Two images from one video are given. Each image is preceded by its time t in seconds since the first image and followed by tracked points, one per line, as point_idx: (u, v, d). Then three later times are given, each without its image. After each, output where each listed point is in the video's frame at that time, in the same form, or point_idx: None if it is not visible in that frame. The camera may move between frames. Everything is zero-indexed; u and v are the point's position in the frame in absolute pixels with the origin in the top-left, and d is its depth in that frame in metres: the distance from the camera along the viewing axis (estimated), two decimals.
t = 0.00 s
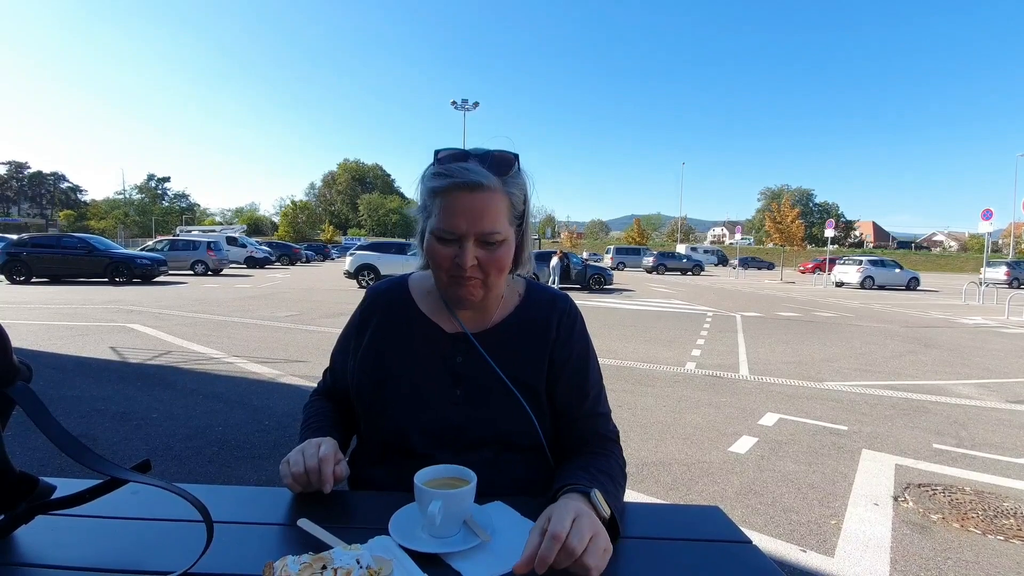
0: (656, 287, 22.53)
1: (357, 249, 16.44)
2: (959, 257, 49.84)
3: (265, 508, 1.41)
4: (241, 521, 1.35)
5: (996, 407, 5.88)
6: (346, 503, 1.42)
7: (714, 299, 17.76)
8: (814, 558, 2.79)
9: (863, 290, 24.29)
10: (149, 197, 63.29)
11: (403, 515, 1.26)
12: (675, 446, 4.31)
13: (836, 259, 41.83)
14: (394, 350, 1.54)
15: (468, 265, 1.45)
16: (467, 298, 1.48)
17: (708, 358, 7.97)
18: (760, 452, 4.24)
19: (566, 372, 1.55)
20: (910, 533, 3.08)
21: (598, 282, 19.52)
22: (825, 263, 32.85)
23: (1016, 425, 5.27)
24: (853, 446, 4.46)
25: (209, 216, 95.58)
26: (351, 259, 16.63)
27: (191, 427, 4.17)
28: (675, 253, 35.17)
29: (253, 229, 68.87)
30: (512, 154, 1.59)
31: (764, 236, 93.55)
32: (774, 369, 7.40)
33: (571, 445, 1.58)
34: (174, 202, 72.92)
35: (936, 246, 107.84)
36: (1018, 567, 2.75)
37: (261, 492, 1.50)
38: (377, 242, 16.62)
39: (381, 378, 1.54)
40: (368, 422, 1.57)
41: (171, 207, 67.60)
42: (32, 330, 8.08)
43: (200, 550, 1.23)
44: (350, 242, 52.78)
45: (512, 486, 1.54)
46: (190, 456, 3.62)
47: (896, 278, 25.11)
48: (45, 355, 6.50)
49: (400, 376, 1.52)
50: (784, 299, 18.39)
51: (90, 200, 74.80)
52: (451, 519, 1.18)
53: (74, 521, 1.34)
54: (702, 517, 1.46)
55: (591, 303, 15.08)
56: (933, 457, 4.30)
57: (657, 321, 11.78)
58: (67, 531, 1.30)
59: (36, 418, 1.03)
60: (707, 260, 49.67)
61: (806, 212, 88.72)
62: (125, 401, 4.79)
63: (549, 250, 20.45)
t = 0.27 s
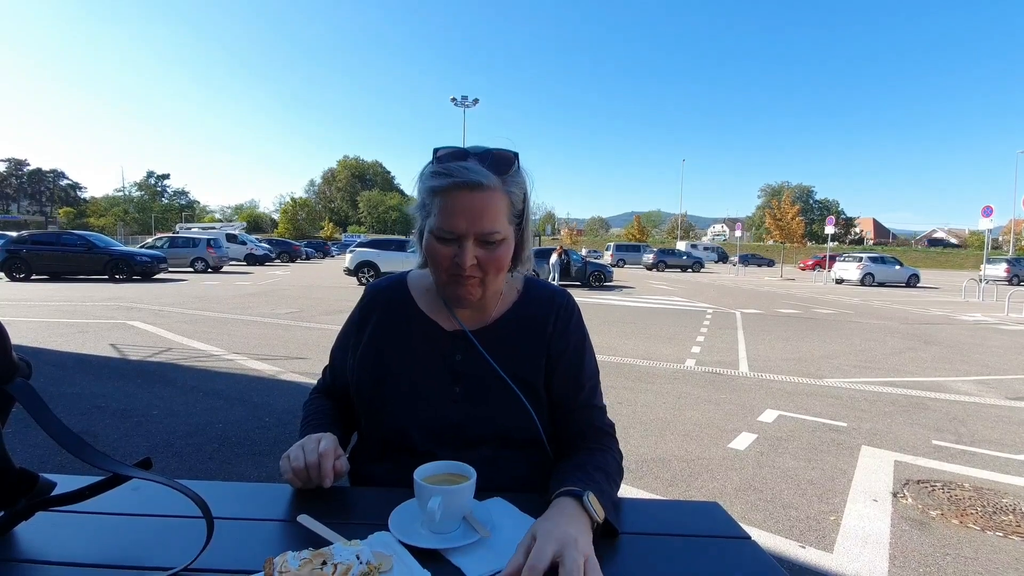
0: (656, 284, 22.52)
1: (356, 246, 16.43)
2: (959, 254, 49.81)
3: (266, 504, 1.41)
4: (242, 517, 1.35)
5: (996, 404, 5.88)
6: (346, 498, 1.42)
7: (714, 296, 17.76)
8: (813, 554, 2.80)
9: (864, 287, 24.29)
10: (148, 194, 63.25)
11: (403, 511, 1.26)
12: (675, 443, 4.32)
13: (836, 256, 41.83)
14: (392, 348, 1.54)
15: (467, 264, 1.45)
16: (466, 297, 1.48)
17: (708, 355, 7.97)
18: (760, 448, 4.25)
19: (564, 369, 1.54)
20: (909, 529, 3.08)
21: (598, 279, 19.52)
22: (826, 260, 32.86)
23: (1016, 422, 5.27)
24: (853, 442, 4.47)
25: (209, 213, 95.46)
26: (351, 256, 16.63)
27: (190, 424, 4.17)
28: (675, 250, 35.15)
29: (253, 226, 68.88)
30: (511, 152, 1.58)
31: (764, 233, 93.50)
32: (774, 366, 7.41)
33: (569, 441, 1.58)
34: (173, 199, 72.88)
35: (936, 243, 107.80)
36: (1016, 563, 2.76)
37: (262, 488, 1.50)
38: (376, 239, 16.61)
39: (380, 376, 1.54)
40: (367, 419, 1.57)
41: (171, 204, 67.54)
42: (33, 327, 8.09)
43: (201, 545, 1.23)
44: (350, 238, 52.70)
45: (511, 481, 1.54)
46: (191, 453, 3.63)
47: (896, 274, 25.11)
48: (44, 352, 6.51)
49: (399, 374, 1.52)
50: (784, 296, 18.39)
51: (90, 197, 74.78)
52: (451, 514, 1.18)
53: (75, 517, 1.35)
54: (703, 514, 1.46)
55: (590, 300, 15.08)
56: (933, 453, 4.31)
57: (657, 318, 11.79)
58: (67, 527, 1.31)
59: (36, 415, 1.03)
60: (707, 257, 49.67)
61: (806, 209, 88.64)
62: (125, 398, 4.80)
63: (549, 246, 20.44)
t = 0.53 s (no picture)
0: (657, 281, 22.51)
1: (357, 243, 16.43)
2: (961, 250, 49.75)
3: (268, 501, 1.42)
4: (244, 514, 1.36)
5: (997, 401, 5.88)
6: (346, 496, 1.43)
7: (715, 293, 17.75)
8: (813, 550, 2.81)
9: (865, 284, 24.28)
10: (149, 192, 63.27)
11: (404, 507, 1.27)
12: (675, 440, 4.33)
13: (836, 253, 41.79)
14: (389, 347, 1.54)
15: (460, 263, 1.45)
16: (460, 295, 1.49)
17: (709, 352, 7.98)
18: (760, 445, 4.26)
19: (560, 367, 1.55)
20: (909, 525, 3.09)
21: (599, 276, 19.51)
22: (827, 257, 32.82)
23: (1017, 418, 5.27)
24: (853, 439, 4.47)
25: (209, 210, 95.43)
26: (352, 253, 16.63)
27: (192, 421, 4.18)
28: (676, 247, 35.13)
29: (253, 223, 68.90)
30: (504, 149, 1.57)
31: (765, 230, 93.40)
32: (775, 363, 7.41)
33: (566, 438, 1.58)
34: (174, 197, 72.90)
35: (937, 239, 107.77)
36: (1016, 559, 2.76)
37: (263, 486, 1.51)
38: (377, 237, 16.61)
39: (377, 375, 1.54)
40: (365, 418, 1.58)
41: (172, 201, 67.53)
42: (34, 325, 8.11)
43: (203, 542, 1.24)
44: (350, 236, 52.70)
45: (508, 479, 1.54)
46: (193, 450, 3.64)
47: (898, 271, 25.09)
48: (46, 349, 6.52)
49: (396, 374, 1.52)
50: (785, 293, 18.38)
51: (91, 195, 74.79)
52: (452, 510, 1.19)
53: (78, 515, 1.35)
54: (704, 511, 1.46)
55: (591, 297, 15.08)
56: (934, 450, 4.31)
57: (658, 315, 11.79)
58: (71, 524, 1.31)
59: (39, 412, 1.04)
60: (708, 254, 49.66)
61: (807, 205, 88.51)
62: (127, 395, 4.81)
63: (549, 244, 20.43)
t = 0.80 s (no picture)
0: (657, 278, 22.50)
1: (357, 241, 16.42)
2: (963, 248, 49.93)
3: (269, 498, 1.42)
4: (245, 510, 1.36)
5: (998, 397, 5.88)
6: (347, 493, 1.42)
7: (715, 290, 17.75)
8: (814, 546, 2.81)
9: (866, 281, 24.26)
10: (149, 190, 63.27)
11: (405, 504, 1.27)
12: (676, 437, 4.33)
13: (838, 250, 41.73)
14: (387, 345, 1.54)
15: (457, 259, 1.45)
16: (457, 291, 1.48)
17: (709, 349, 7.98)
18: (761, 442, 4.26)
19: (558, 363, 1.54)
20: (910, 521, 3.09)
21: (600, 273, 19.51)
22: (828, 254, 32.79)
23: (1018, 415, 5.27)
24: (854, 436, 4.47)
25: (210, 208, 95.40)
26: (353, 251, 16.63)
27: (194, 418, 4.19)
28: (677, 245, 35.11)
29: (255, 221, 69.09)
30: (498, 145, 1.56)
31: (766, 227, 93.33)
32: (776, 360, 7.41)
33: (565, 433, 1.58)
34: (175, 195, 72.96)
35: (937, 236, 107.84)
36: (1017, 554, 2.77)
37: (265, 482, 1.51)
38: (378, 235, 16.61)
39: (375, 373, 1.54)
40: (364, 415, 1.57)
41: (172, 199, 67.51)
42: (36, 323, 8.11)
43: (205, 538, 1.24)
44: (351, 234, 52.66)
45: (508, 475, 1.54)
46: (194, 447, 3.64)
47: (899, 268, 25.08)
48: (47, 347, 6.52)
49: (395, 371, 1.52)
50: (786, 290, 18.37)
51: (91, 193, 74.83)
52: (453, 507, 1.19)
53: (79, 511, 1.36)
54: (705, 508, 1.45)
55: (592, 295, 15.08)
56: (935, 446, 4.31)
57: (659, 312, 11.79)
58: (72, 521, 1.31)
59: (40, 410, 1.04)
60: (709, 252, 49.64)
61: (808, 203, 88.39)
62: (129, 393, 4.82)
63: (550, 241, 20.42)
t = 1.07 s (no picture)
0: (659, 276, 22.47)
1: (358, 239, 16.42)
2: (965, 244, 49.82)
3: (270, 495, 1.43)
4: (245, 508, 1.36)
5: (1001, 395, 5.87)
6: (348, 490, 1.43)
7: (716, 287, 17.73)
8: (815, 543, 2.81)
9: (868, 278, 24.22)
10: (150, 188, 63.31)
11: (406, 502, 1.27)
12: (678, 435, 4.33)
13: (839, 247, 41.64)
14: (387, 344, 1.54)
15: (457, 259, 1.45)
16: (457, 290, 1.48)
17: (711, 347, 7.97)
18: (762, 439, 4.25)
19: (559, 360, 1.55)
20: (912, 518, 3.09)
21: (601, 271, 19.50)
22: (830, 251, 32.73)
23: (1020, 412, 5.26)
24: (855, 433, 4.47)
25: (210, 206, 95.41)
26: (354, 249, 16.63)
27: (195, 417, 4.19)
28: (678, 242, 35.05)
29: (256, 220, 69.11)
30: (495, 143, 1.56)
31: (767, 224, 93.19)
32: (777, 357, 7.40)
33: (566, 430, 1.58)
34: (176, 193, 72.94)
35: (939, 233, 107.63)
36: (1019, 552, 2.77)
37: (266, 480, 1.51)
38: (379, 233, 16.60)
39: (375, 372, 1.54)
40: (364, 414, 1.58)
41: (173, 197, 67.50)
42: (38, 322, 8.12)
43: (206, 535, 1.24)
44: (352, 232, 52.64)
45: (509, 472, 1.55)
46: (196, 445, 3.65)
47: (901, 266, 25.03)
48: (49, 346, 6.54)
49: (395, 369, 1.52)
50: (787, 287, 18.34)
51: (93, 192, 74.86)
52: (453, 504, 1.19)
53: (81, 508, 1.36)
54: (706, 506, 1.45)
55: (593, 292, 15.06)
56: (936, 444, 4.31)
57: (660, 310, 11.78)
58: (74, 518, 1.32)
59: (41, 408, 1.04)
60: (710, 249, 49.55)
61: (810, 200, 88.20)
62: (130, 391, 4.83)
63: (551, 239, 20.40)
